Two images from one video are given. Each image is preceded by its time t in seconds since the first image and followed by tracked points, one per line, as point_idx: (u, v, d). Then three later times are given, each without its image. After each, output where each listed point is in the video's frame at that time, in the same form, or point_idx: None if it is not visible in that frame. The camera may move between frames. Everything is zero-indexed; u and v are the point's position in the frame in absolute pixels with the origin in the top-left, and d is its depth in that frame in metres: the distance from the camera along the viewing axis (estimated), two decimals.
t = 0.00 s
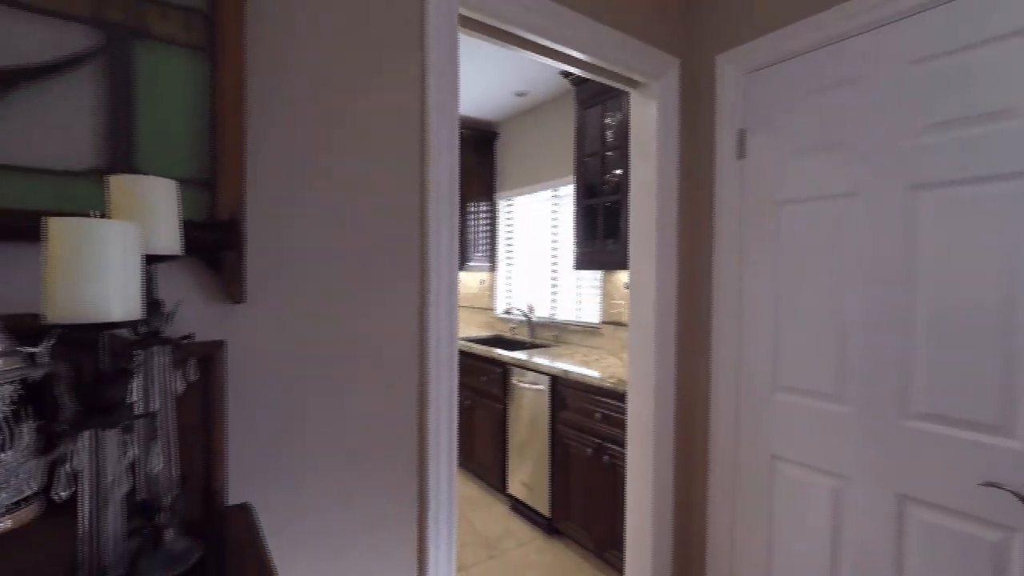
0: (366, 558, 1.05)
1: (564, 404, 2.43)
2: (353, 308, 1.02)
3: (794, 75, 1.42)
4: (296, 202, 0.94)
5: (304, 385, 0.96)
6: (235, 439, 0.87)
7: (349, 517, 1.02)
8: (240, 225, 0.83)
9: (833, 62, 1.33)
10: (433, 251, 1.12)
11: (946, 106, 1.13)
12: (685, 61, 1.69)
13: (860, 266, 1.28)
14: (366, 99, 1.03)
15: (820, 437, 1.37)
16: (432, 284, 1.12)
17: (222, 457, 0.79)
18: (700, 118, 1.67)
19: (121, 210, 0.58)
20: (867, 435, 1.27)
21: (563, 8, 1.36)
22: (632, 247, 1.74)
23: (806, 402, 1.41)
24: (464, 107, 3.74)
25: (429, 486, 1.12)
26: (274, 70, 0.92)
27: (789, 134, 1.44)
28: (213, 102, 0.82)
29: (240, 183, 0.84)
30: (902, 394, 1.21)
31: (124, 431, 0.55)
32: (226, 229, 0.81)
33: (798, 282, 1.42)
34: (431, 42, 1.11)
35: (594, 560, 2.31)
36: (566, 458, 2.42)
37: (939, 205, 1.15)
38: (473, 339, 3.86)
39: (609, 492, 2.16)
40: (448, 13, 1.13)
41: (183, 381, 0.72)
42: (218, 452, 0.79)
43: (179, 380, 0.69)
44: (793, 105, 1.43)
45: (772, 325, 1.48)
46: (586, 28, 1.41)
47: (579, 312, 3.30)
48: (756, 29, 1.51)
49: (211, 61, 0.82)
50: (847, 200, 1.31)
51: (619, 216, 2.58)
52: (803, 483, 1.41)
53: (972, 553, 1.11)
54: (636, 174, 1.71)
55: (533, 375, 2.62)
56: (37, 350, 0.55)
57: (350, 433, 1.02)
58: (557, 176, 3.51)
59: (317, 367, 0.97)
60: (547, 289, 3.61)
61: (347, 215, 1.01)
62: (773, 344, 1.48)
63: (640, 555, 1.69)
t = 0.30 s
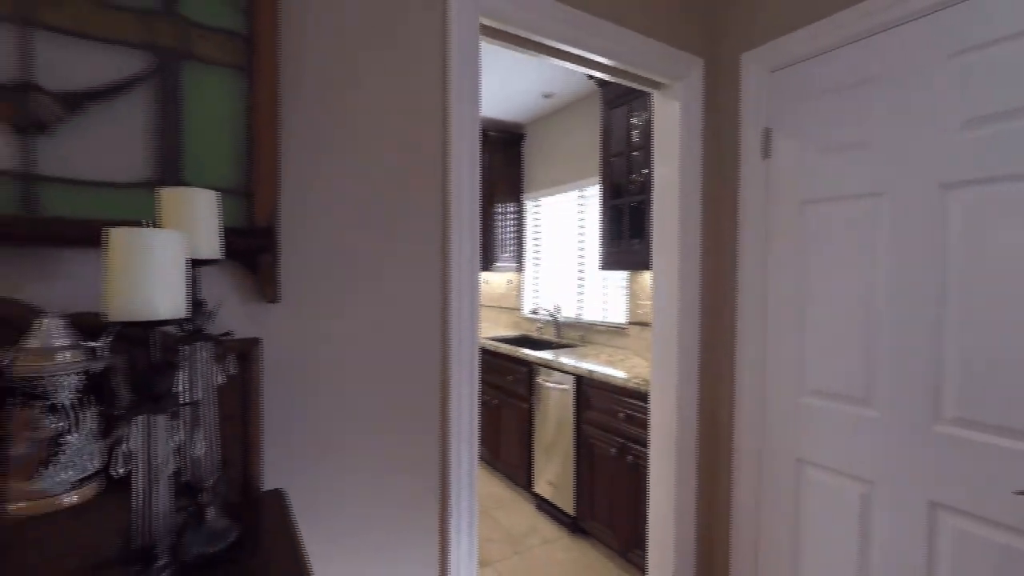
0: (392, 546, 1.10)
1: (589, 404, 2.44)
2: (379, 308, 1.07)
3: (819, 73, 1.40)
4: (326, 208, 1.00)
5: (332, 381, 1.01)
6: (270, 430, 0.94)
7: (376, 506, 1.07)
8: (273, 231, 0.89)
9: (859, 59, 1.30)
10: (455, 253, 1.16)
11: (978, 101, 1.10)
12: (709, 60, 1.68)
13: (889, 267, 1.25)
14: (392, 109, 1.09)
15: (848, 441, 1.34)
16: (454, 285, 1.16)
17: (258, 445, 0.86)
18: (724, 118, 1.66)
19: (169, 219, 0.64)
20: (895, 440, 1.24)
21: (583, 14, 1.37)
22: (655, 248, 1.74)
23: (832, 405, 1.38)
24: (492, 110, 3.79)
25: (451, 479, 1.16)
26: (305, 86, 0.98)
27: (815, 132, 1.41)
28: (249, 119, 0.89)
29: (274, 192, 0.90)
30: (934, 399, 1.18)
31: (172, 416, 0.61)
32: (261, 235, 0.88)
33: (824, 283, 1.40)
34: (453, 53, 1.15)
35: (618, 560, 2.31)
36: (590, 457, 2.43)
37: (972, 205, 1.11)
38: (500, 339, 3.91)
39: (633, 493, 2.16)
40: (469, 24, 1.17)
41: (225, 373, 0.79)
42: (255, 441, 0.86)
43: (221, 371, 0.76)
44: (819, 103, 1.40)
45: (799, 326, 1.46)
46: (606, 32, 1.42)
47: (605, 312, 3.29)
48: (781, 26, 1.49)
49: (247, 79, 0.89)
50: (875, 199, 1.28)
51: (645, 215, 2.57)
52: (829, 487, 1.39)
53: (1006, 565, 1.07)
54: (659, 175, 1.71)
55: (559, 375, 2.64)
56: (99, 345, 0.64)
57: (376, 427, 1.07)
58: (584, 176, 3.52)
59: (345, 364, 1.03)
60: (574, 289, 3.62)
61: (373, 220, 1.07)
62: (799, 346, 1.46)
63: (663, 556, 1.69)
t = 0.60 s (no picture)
0: (419, 537, 1.14)
1: (616, 405, 2.45)
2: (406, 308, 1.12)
3: (852, 69, 1.37)
4: (357, 214, 1.06)
5: (363, 377, 1.07)
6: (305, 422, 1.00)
7: (404, 499, 1.12)
8: (309, 236, 0.95)
9: (894, 54, 1.27)
10: (480, 255, 1.20)
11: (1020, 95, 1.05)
12: (738, 59, 1.66)
13: (925, 268, 1.22)
14: (420, 117, 1.13)
15: (880, 447, 1.31)
16: (478, 286, 1.20)
17: (295, 435, 0.92)
18: (754, 117, 1.64)
19: (216, 227, 0.70)
20: (931, 446, 1.20)
21: (607, 18, 1.39)
22: (682, 248, 1.73)
23: (864, 410, 1.35)
24: (521, 111, 3.82)
25: (475, 474, 1.20)
26: (339, 99, 1.04)
27: (847, 130, 1.38)
28: (287, 132, 0.96)
29: (309, 199, 0.96)
30: (972, 405, 1.14)
31: (220, 406, 0.67)
32: (297, 239, 0.94)
33: (856, 284, 1.36)
34: (478, 62, 1.19)
35: (645, 562, 2.30)
36: (617, 458, 2.43)
37: (1013, 204, 1.07)
38: (529, 339, 3.94)
39: (659, 495, 2.15)
40: (493, 34, 1.21)
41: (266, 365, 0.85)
42: (292, 431, 0.92)
43: (262, 365, 0.82)
44: (851, 100, 1.37)
45: (830, 329, 1.43)
46: (631, 34, 1.43)
47: (634, 313, 3.27)
48: (812, 23, 1.46)
49: (285, 94, 0.95)
50: (910, 198, 1.24)
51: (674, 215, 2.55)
52: (861, 494, 1.36)
53: None
54: (685, 175, 1.70)
55: (586, 375, 2.65)
56: (155, 340, 0.71)
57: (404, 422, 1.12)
58: (613, 177, 3.51)
59: (375, 362, 1.08)
60: (603, 290, 3.61)
61: (402, 223, 1.12)
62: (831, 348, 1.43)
63: (690, 559, 1.68)
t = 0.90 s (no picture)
0: (443, 531, 1.18)
1: (643, 407, 2.43)
2: (431, 309, 1.16)
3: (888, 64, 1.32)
4: (384, 219, 1.11)
5: (390, 375, 1.12)
6: (335, 417, 1.05)
7: (429, 493, 1.17)
8: (339, 240, 1.00)
9: (931, 49, 1.22)
10: (503, 258, 1.23)
11: None
12: (767, 56, 1.63)
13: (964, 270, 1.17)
14: (444, 124, 1.17)
15: (916, 456, 1.27)
16: (501, 288, 1.23)
17: (325, 430, 0.97)
18: (783, 115, 1.61)
19: (254, 233, 0.75)
20: (971, 455, 1.16)
21: (631, 20, 1.39)
22: (708, 249, 1.71)
23: (899, 416, 1.31)
24: (549, 113, 3.83)
25: (498, 471, 1.23)
26: (367, 109, 1.09)
27: (881, 128, 1.34)
28: (319, 142, 1.01)
29: (339, 205, 1.01)
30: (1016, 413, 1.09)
31: (258, 399, 0.72)
32: (329, 244, 0.99)
33: (891, 286, 1.32)
34: (502, 69, 1.22)
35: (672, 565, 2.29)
36: (644, 460, 2.42)
37: None
38: (557, 339, 3.95)
39: (686, 498, 2.13)
40: (517, 42, 1.23)
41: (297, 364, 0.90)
42: (322, 428, 0.96)
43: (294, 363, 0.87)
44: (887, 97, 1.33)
45: (863, 332, 1.39)
46: (655, 36, 1.43)
47: (663, 314, 3.23)
48: (845, 18, 1.42)
49: (318, 107, 1.01)
50: (948, 197, 1.20)
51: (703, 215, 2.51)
52: (895, 502, 1.31)
53: None
54: (712, 175, 1.68)
55: (613, 376, 2.65)
56: (200, 338, 0.77)
57: (429, 420, 1.16)
58: (642, 177, 3.48)
59: (401, 360, 1.13)
60: (631, 291, 3.58)
61: (427, 228, 1.16)
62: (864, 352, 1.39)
63: (715, 565, 1.66)
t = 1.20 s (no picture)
0: (467, 527, 1.21)
1: (673, 410, 2.39)
2: (455, 310, 1.18)
3: (932, 54, 1.25)
4: (409, 222, 1.14)
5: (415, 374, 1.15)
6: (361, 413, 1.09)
7: (452, 490, 1.19)
8: (365, 243, 1.04)
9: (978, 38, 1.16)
10: (525, 259, 1.24)
11: None
12: (801, 51, 1.58)
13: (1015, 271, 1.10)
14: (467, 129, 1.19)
15: (961, 469, 1.20)
16: (524, 289, 1.24)
17: (350, 426, 1.01)
18: (819, 111, 1.55)
19: (284, 238, 0.79)
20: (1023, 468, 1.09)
21: (656, 19, 1.38)
22: (738, 250, 1.67)
23: (944, 425, 1.24)
24: (579, 113, 3.82)
25: (520, 470, 1.25)
26: (394, 116, 1.12)
27: (923, 122, 1.28)
28: (347, 149, 1.05)
29: (365, 209, 1.04)
30: None
31: (286, 394, 0.75)
32: (355, 246, 1.03)
33: (934, 288, 1.26)
34: (525, 73, 1.23)
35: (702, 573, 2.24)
36: (674, 464, 2.38)
37: None
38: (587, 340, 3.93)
39: (717, 504, 2.08)
40: (539, 44, 1.24)
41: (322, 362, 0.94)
42: (347, 424, 1.00)
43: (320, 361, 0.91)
44: (931, 89, 1.26)
45: (904, 336, 1.32)
46: (681, 34, 1.41)
47: (695, 316, 3.17)
48: (885, 8, 1.36)
49: (345, 115, 1.05)
50: (998, 194, 1.13)
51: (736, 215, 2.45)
52: (939, 516, 1.25)
53: None
54: (742, 174, 1.63)
55: (643, 379, 2.61)
56: (235, 337, 0.82)
57: (452, 419, 1.19)
58: (674, 176, 3.42)
59: (425, 360, 1.16)
60: (663, 292, 3.52)
61: (451, 230, 1.18)
62: (905, 357, 1.32)
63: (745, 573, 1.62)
